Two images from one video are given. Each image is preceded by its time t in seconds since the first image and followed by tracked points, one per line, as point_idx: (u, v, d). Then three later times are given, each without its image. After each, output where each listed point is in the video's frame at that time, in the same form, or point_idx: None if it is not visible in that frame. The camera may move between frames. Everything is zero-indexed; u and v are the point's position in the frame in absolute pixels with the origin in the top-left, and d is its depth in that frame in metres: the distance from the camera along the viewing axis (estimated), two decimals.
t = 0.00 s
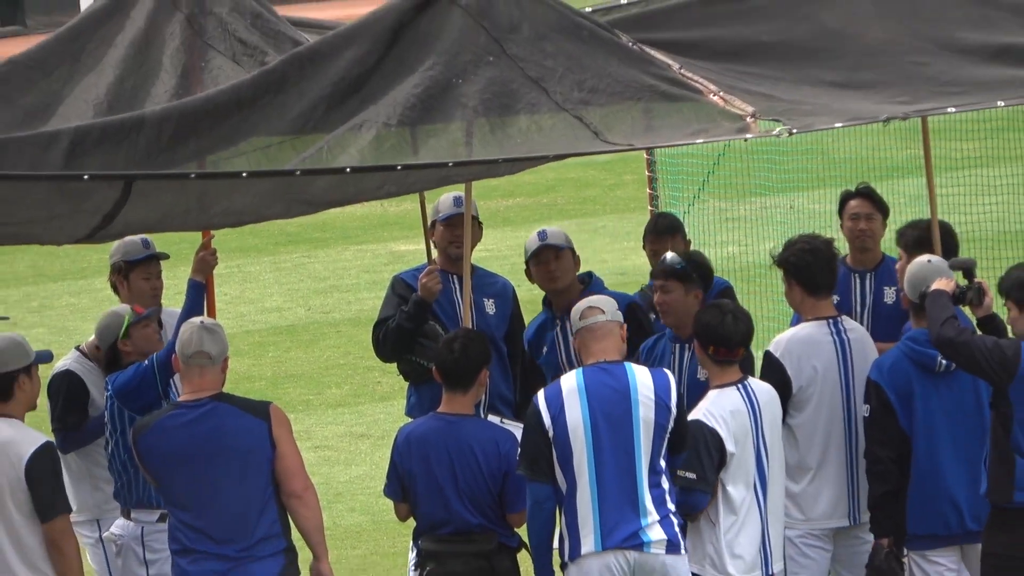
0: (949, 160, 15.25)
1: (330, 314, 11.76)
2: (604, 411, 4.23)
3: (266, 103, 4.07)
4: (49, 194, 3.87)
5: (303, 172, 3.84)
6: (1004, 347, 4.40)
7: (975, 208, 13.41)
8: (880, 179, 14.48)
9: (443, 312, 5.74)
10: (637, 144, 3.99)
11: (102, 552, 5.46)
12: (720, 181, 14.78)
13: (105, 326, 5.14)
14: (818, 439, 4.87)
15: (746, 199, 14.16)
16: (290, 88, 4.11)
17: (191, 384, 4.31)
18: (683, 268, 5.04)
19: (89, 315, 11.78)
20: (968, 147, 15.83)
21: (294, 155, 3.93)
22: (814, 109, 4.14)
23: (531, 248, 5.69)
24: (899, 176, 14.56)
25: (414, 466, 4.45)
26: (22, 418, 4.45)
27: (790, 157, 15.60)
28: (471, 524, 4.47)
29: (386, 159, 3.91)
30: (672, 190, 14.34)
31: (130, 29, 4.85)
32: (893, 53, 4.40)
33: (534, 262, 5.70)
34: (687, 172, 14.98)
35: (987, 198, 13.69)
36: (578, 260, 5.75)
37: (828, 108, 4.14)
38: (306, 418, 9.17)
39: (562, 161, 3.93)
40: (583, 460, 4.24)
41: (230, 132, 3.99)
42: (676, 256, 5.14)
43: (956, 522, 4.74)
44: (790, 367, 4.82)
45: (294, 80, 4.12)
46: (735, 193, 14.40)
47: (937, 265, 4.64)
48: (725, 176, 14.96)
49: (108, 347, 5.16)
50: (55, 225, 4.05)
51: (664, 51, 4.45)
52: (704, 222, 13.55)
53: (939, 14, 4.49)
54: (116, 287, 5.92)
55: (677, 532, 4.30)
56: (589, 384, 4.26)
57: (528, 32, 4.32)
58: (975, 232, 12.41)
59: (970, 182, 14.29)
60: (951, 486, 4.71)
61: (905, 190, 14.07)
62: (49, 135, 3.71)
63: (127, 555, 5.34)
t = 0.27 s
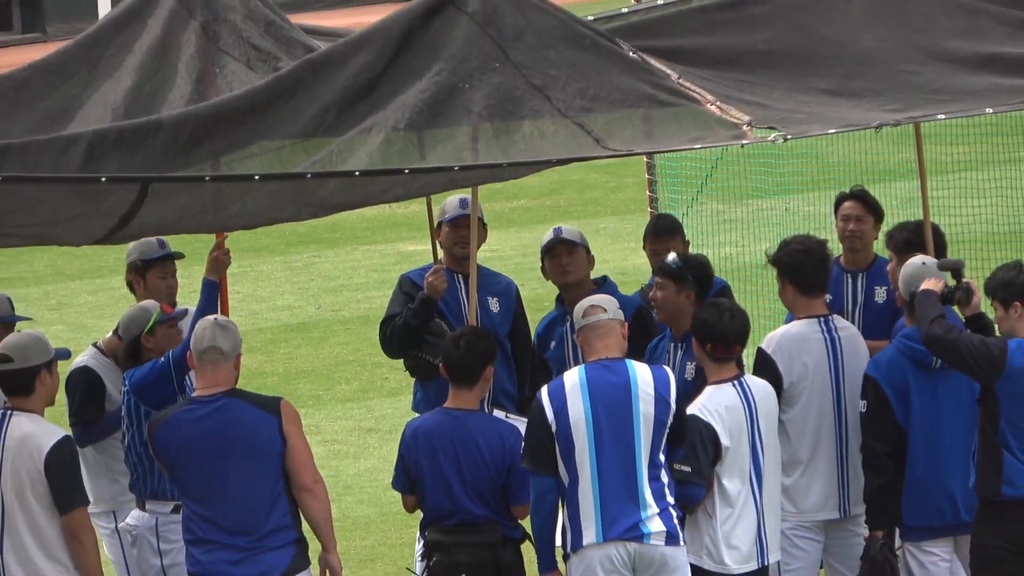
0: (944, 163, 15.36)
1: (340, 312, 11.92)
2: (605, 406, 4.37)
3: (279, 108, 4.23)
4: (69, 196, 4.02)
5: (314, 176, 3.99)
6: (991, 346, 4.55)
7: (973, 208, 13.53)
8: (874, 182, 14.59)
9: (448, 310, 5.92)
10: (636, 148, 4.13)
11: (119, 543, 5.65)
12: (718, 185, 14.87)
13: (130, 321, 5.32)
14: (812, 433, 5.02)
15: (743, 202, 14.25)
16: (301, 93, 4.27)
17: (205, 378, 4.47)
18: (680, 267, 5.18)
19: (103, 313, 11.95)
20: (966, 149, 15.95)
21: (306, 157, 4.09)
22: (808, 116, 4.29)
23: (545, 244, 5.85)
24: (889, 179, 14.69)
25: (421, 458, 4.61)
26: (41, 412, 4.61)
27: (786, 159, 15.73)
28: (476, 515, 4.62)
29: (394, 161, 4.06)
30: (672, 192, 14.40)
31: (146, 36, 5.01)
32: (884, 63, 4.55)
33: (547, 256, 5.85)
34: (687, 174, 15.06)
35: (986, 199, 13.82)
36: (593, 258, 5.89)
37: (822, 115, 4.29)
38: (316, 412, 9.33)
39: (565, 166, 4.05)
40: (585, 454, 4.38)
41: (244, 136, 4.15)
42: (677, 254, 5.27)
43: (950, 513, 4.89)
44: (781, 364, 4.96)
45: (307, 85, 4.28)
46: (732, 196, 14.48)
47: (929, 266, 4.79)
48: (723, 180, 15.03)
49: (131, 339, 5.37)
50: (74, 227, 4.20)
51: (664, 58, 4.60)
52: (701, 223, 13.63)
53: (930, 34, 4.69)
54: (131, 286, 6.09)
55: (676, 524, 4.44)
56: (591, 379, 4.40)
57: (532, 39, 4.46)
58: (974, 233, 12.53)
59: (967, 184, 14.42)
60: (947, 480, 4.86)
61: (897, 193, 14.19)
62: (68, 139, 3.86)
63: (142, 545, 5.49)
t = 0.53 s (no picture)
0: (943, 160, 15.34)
1: (344, 308, 11.95)
2: (608, 402, 4.39)
3: (284, 104, 4.25)
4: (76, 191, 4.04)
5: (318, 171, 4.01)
6: (989, 343, 4.62)
7: (975, 205, 13.52)
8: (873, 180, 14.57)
9: (451, 306, 5.93)
10: (639, 145, 4.13)
11: (122, 538, 5.67)
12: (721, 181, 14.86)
13: (140, 316, 5.36)
14: (814, 430, 5.03)
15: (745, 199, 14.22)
16: (305, 90, 4.28)
17: (209, 374, 4.49)
18: (678, 266, 5.22)
19: (108, 308, 11.99)
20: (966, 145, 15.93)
21: (311, 154, 4.12)
22: (812, 113, 4.30)
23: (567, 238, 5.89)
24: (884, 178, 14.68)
25: (424, 454, 4.63)
26: (48, 408, 4.63)
27: (788, 156, 15.71)
28: (479, 511, 4.63)
29: (398, 158, 4.08)
30: (676, 189, 14.37)
31: (152, 33, 5.03)
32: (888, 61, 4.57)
33: (567, 251, 5.90)
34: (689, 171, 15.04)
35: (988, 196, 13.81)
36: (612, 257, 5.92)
37: (825, 112, 4.30)
38: (321, 408, 9.36)
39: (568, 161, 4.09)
40: (588, 449, 4.39)
41: (248, 133, 4.17)
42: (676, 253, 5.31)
43: (962, 508, 4.90)
44: (779, 362, 4.98)
45: (310, 82, 4.29)
46: (734, 193, 14.46)
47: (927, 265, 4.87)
48: (726, 177, 15.00)
49: (138, 332, 5.39)
50: (79, 224, 4.21)
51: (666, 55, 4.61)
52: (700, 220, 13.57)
53: (933, 30, 4.69)
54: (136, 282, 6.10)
55: (679, 519, 4.46)
56: (595, 375, 4.42)
57: (536, 36, 4.46)
58: (975, 229, 12.52)
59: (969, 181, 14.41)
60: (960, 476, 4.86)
61: (897, 191, 14.17)
62: (74, 136, 3.88)
63: (146, 540, 5.50)
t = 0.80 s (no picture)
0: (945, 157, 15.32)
1: (347, 305, 11.96)
2: (611, 400, 4.39)
3: (287, 99, 4.25)
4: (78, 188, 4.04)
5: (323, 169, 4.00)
6: (989, 341, 4.61)
7: (978, 202, 13.50)
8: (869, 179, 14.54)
9: (454, 303, 5.93)
10: (644, 143, 4.12)
11: (126, 535, 5.68)
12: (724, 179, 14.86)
13: (146, 313, 5.33)
14: (817, 428, 5.02)
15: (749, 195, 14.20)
16: (309, 86, 4.28)
17: (212, 371, 4.50)
18: (683, 265, 5.20)
19: (112, 305, 12.00)
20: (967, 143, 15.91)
21: (315, 148, 4.13)
22: (817, 111, 4.29)
23: (571, 235, 5.91)
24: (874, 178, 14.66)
25: (427, 452, 4.64)
26: (53, 405, 4.64)
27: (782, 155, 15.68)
28: (481, 509, 4.64)
29: (402, 155, 4.07)
30: (678, 187, 14.37)
31: (156, 30, 5.03)
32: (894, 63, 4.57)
33: (571, 247, 5.90)
34: (691, 170, 15.03)
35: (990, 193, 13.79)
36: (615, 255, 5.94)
37: (830, 110, 4.29)
38: (324, 405, 9.36)
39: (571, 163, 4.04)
40: (591, 448, 4.39)
41: (252, 128, 4.17)
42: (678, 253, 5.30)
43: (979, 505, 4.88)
44: (779, 362, 4.99)
45: (314, 78, 4.29)
46: (737, 189, 14.43)
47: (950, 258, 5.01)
48: (729, 174, 14.97)
49: (145, 329, 5.38)
50: (82, 221, 4.21)
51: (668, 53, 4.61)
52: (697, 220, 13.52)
53: (939, 50, 4.76)
54: (142, 282, 6.06)
55: (682, 516, 4.46)
56: (598, 373, 4.41)
57: (543, 33, 4.44)
58: (978, 226, 12.50)
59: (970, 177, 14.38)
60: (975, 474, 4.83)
61: (899, 188, 14.15)
62: (77, 131, 3.88)
63: (149, 538, 5.51)
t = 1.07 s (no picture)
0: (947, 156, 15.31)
1: (349, 305, 11.96)
2: (613, 400, 4.38)
3: (290, 96, 4.25)
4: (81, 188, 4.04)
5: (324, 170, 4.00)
6: (987, 341, 4.56)
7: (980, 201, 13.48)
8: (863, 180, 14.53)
9: (454, 303, 5.92)
10: (647, 144, 4.10)
11: (128, 535, 5.66)
12: (725, 179, 14.86)
13: (151, 313, 5.32)
14: (818, 427, 5.02)
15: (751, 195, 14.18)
16: (312, 84, 4.28)
17: (213, 371, 4.50)
18: (678, 267, 5.17)
19: (115, 305, 12.01)
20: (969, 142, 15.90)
21: (317, 146, 4.13)
22: (820, 113, 4.29)
23: (556, 237, 5.88)
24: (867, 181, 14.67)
25: (427, 451, 4.63)
26: (54, 404, 4.64)
27: (781, 155, 15.68)
28: (481, 508, 4.64)
29: (404, 155, 4.07)
30: (680, 187, 14.37)
31: (157, 30, 5.03)
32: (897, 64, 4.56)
33: (556, 249, 5.88)
34: (693, 169, 15.03)
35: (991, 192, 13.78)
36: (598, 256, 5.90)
37: (833, 113, 4.28)
38: (326, 405, 9.37)
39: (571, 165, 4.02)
40: (592, 447, 4.39)
41: (254, 125, 4.17)
42: (671, 255, 5.25)
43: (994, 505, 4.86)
44: (778, 363, 4.98)
45: (317, 76, 4.29)
46: (739, 189, 14.42)
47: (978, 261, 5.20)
48: (731, 173, 14.97)
49: (149, 328, 5.36)
50: (85, 220, 4.21)
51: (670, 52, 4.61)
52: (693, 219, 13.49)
53: (940, 52, 4.76)
54: (150, 283, 6.02)
55: (684, 516, 4.46)
56: (599, 373, 4.41)
57: (546, 33, 4.43)
58: (981, 225, 12.49)
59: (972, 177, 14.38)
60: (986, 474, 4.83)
61: (900, 187, 14.13)
62: (80, 130, 3.88)
63: (151, 538, 5.51)
